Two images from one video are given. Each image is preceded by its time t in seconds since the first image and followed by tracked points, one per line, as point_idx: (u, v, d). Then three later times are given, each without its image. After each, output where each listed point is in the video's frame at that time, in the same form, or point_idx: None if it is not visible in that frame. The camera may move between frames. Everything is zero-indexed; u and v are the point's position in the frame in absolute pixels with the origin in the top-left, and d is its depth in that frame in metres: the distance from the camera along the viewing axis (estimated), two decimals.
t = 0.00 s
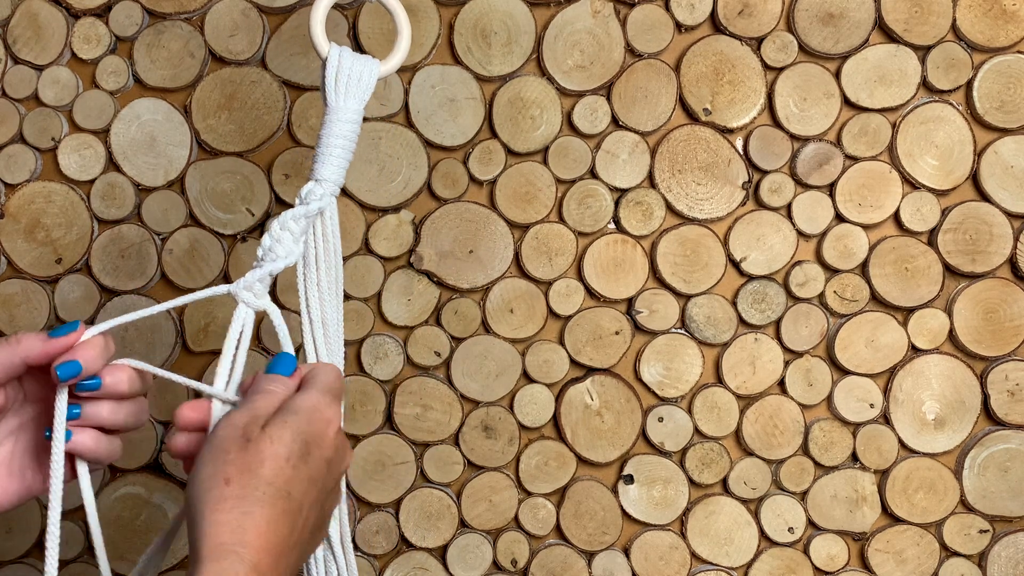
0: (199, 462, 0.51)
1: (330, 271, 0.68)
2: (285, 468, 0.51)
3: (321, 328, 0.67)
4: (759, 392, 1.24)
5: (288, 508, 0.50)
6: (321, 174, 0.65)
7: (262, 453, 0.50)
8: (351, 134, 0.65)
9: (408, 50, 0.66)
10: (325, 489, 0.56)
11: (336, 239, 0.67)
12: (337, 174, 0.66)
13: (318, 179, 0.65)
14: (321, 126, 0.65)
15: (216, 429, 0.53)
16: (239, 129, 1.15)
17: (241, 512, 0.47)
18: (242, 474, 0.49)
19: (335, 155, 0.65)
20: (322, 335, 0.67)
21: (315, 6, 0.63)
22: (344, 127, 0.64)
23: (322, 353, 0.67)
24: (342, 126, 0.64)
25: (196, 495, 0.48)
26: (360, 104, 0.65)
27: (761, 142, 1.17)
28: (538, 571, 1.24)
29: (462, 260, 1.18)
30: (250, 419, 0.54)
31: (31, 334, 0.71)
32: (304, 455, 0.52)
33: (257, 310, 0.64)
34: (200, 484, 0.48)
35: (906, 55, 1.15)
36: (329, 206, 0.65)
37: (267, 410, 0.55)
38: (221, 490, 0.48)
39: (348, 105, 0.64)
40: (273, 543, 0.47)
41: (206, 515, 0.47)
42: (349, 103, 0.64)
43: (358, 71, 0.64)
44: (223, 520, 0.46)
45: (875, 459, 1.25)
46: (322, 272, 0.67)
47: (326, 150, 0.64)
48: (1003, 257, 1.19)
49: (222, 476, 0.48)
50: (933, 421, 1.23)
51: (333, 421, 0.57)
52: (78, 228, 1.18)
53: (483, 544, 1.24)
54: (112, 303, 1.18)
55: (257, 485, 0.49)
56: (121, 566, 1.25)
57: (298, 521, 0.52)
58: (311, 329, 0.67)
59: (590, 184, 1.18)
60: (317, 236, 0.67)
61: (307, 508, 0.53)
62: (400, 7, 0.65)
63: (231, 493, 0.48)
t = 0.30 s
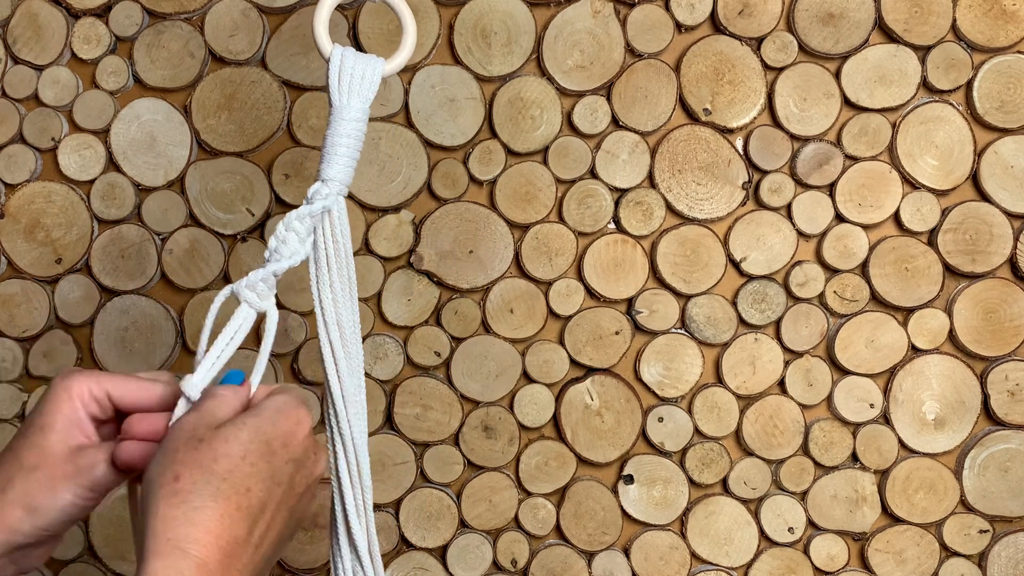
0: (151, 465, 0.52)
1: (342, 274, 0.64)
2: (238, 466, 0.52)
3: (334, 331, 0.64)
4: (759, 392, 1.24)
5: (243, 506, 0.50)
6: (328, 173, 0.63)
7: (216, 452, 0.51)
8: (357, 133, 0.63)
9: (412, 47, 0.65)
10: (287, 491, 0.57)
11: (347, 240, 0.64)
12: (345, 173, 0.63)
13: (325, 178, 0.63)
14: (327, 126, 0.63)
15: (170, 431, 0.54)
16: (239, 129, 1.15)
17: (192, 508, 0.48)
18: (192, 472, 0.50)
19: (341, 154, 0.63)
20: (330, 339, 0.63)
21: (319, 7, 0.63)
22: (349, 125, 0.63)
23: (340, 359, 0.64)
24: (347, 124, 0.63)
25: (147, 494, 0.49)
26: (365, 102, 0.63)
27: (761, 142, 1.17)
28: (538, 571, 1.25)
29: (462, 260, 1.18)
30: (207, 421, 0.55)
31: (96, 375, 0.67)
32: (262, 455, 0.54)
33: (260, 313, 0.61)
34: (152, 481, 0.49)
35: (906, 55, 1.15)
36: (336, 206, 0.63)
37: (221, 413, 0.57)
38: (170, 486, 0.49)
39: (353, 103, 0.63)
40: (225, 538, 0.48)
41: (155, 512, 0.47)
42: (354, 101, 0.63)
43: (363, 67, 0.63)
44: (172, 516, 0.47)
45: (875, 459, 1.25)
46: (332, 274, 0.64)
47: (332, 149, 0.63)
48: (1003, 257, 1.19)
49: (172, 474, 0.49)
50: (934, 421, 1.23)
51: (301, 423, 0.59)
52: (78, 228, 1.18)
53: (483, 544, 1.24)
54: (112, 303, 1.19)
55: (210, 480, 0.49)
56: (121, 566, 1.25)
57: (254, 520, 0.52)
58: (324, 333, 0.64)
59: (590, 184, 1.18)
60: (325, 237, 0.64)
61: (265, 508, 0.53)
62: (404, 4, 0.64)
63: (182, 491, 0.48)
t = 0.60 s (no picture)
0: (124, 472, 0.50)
1: (333, 273, 0.65)
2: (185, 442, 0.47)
3: (325, 331, 0.64)
4: (758, 392, 1.24)
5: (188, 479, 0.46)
6: (322, 174, 0.63)
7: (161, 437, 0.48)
8: (351, 134, 0.63)
9: (407, 49, 0.65)
10: (269, 459, 0.52)
11: (338, 241, 0.64)
12: (339, 174, 0.64)
13: (319, 178, 0.63)
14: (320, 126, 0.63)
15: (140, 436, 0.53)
16: (239, 129, 1.15)
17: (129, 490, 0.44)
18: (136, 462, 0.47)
19: (336, 154, 0.63)
20: (321, 338, 0.64)
21: (313, 7, 0.62)
22: (344, 126, 0.63)
23: (328, 359, 0.64)
24: (342, 125, 0.63)
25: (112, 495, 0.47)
26: (360, 103, 0.63)
27: (761, 142, 1.17)
28: (538, 571, 1.24)
29: (462, 260, 1.18)
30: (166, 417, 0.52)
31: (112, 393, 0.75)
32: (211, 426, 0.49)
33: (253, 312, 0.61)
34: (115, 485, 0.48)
35: (906, 55, 1.15)
36: (330, 207, 0.63)
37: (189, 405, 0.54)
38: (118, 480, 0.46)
39: (348, 104, 0.63)
40: (166, 514, 0.44)
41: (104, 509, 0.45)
42: (348, 103, 0.63)
43: (359, 68, 0.63)
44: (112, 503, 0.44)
45: (875, 459, 1.25)
46: (325, 274, 0.64)
47: (325, 150, 0.63)
48: (1003, 257, 1.19)
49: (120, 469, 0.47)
50: (933, 421, 1.23)
51: (264, 389, 0.53)
52: (78, 228, 1.18)
53: (483, 544, 1.24)
54: (112, 303, 1.19)
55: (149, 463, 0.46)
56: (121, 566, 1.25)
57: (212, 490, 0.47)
58: (314, 333, 0.64)
59: (590, 184, 1.18)
60: (319, 237, 0.64)
61: (233, 480, 0.48)
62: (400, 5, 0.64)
63: (129, 480, 0.45)
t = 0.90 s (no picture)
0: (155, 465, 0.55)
1: (338, 274, 0.65)
2: (156, 460, 0.48)
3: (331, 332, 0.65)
4: (758, 392, 1.24)
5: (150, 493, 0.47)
6: (328, 175, 0.63)
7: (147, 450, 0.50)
8: (357, 136, 0.64)
9: (411, 51, 0.66)
10: (234, 454, 0.49)
11: (344, 242, 0.65)
12: (345, 175, 0.64)
13: (325, 179, 0.63)
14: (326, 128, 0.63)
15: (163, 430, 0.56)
16: (239, 129, 1.15)
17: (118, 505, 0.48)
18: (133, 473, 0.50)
19: (341, 155, 0.63)
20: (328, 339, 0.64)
21: (319, 8, 0.63)
22: (349, 127, 0.63)
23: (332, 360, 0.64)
24: (349, 126, 0.63)
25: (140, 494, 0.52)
26: (365, 105, 0.64)
27: (761, 142, 1.17)
28: (538, 571, 1.25)
29: (462, 260, 1.18)
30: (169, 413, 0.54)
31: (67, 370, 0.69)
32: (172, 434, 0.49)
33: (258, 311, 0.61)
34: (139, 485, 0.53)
35: (906, 55, 1.15)
36: (336, 208, 0.63)
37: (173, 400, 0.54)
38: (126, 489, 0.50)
39: (353, 105, 0.63)
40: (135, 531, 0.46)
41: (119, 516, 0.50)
42: (354, 104, 0.63)
43: (364, 71, 0.63)
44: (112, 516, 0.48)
45: (875, 459, 1.25)
46: (330, 275, 0.65)
47: (331, 150, 0.63)
48: (1003, 257, 1.19)
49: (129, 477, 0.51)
50: (934, 421, 1.23)
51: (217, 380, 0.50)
52: (78, 228, 1.18)
53: (483, 544, 1.24)
54: (112, 303, 1.19)
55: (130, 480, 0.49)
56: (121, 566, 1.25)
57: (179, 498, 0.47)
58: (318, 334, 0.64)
59: (590, 184, 1.18)
60: (325, 238, 0.64)
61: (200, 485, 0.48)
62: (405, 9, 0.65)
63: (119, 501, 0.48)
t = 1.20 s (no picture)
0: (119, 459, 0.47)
1: (334, 272, 0.65)
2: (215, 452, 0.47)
3: (328, 331, 0.65)
4: (759, 392, 1.24)
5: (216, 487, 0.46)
6: (323, 175, 0.63)
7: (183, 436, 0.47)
8: (354, 135, 0.63)
9: (408, 49, 0.65)
10: (273, 465, 0.52)
11: (339, 239, 0.65)
12: (340, 175, 0.64)
13: (321, 179, 0.63)
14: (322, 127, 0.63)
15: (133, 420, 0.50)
16: (239, 129, 1.15)
17: (160, 496, 0.43)
18: (161, 461, 0.45)
19: (337, 154, 0.63)
20: (325, 338, 0.64)
21: (316, 7, 0.62)
22: (345, 126, 0.63)
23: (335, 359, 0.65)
24: (344, 125, 0.63)
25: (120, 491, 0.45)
26: (361, 104, 0.64)
27: (761, 142, 1.17)
28: (538, 571, 1.25)
29: (462, 260, 1.18)
30: (164, 404, 0.50)
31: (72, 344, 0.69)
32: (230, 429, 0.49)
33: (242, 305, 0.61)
34: (123, 475, 0.46)
35: (906, 55, 1.15)
36: (332, 207, 0.63)
37: (185, 397, 0.52)
38: (142, 477, 0.45)
39: (349, 105, 0.63)
40: (202, 525, 0.44)
41: (129, 509, 0.43)
42: (350, 103, 0.63)
43: (360, 70, 0.63)
44: (144, 506, 0.43)
45: (875, 459, 1.25)
46: (325, 274, 0.64)
47: (326, 149, 0.63)
48: (1003, 257, 1.19)
49: (141, 466, 0.45)
50: (934, 421, 1.23)
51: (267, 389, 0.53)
52: (78, 228, 1.19)
53: (483, 544, 1.24)
54: (112, 303, 1.18)
55: (177, 468, 0.45)
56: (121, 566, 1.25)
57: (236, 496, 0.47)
58: (319, 333, 0.64)
59: (590, 184, 1.18)
60: (320, 236, 0.64)
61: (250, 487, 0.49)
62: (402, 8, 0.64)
63: (159, 490, 0.44)
